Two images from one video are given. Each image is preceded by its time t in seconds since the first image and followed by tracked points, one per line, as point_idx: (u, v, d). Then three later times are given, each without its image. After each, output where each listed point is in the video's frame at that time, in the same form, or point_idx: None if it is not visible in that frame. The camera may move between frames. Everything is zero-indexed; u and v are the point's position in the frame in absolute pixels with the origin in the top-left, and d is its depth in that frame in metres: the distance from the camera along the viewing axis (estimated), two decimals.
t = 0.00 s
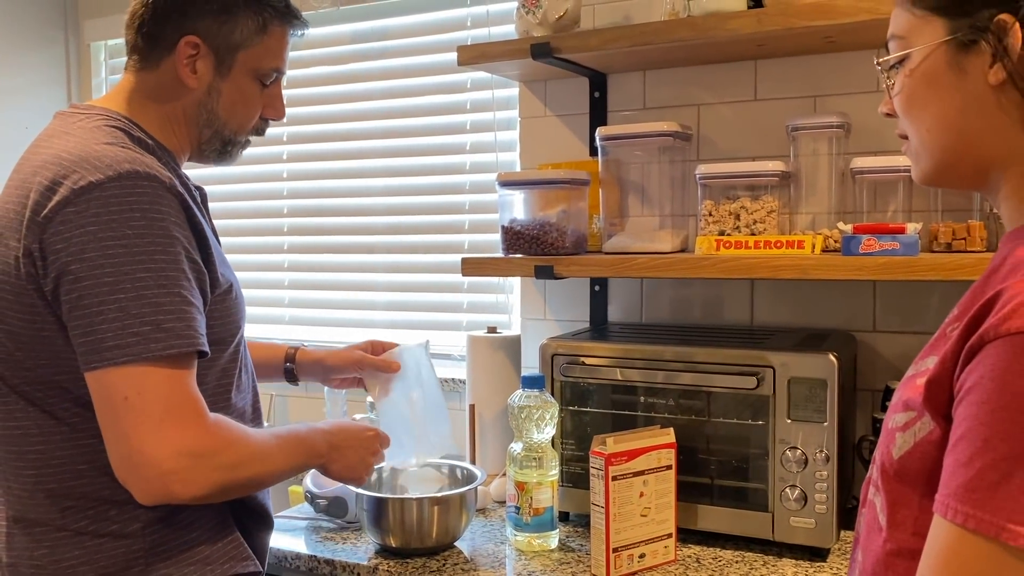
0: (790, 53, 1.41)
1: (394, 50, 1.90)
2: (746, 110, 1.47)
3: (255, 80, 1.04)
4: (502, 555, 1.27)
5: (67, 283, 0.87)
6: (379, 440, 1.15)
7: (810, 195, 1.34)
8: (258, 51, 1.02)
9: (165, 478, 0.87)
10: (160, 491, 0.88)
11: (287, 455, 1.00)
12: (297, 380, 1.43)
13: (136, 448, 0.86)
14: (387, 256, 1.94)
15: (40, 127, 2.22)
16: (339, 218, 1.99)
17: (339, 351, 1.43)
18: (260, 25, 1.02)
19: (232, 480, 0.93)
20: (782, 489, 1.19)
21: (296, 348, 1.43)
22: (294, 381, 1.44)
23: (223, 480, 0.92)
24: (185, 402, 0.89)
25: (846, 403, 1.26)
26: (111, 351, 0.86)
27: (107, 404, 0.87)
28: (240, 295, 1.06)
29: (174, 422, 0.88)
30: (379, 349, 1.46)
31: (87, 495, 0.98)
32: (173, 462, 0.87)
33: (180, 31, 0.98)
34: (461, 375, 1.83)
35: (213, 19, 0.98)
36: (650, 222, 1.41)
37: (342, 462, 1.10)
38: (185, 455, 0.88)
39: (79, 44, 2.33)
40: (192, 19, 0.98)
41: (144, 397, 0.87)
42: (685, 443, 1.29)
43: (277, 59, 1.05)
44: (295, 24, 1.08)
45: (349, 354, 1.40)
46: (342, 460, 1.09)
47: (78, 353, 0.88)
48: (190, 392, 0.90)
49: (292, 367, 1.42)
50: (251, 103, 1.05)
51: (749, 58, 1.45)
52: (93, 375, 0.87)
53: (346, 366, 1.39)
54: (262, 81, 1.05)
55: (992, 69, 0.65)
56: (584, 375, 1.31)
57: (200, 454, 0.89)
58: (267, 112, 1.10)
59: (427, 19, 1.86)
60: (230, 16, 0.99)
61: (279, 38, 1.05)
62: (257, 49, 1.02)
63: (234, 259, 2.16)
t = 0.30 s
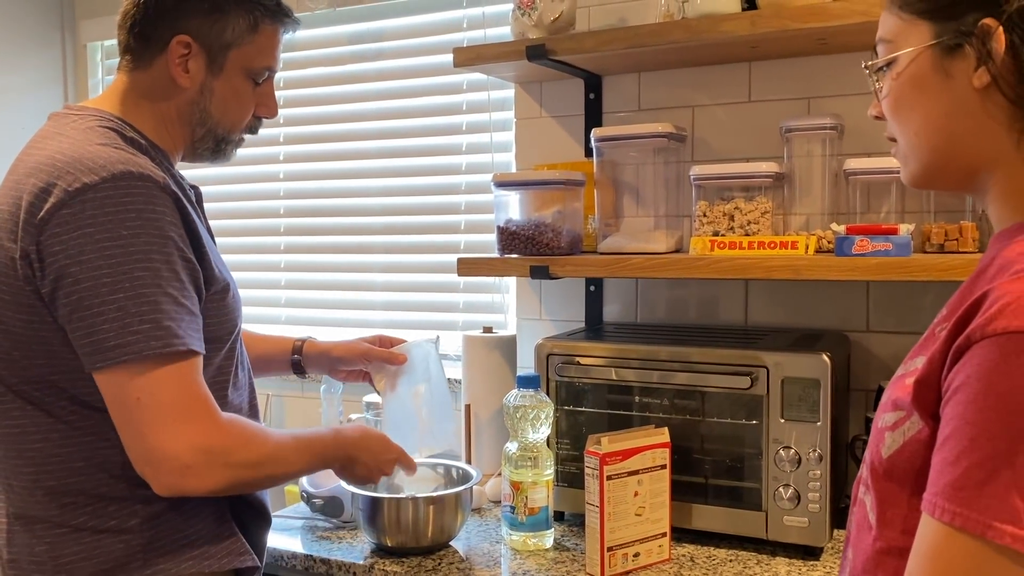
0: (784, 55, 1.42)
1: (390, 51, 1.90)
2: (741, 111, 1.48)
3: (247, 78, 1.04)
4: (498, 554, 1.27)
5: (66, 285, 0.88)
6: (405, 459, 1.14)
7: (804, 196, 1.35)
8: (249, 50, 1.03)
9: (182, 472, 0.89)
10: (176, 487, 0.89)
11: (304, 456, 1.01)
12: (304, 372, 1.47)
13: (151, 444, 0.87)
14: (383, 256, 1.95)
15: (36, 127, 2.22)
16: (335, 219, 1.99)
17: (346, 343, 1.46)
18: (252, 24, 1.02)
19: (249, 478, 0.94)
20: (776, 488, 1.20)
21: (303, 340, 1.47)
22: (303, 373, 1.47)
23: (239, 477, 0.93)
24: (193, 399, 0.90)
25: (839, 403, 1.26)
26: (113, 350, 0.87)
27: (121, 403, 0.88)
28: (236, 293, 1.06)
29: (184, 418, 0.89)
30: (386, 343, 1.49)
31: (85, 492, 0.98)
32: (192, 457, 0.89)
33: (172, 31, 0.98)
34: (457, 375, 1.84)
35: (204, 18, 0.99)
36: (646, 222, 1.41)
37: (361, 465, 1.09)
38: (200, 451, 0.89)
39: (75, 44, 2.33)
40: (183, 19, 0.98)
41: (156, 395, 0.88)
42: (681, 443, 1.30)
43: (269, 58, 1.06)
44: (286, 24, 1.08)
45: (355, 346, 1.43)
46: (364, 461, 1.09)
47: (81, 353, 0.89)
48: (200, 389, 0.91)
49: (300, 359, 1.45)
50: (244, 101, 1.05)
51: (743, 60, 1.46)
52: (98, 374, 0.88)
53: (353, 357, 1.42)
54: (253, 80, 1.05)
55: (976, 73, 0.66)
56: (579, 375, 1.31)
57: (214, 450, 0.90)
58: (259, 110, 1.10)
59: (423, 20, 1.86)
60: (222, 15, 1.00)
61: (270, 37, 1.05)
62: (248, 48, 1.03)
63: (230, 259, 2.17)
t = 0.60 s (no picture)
0: (780, 54, 1.42)
1: (385, 50, 1.90)
2: (737, 111, 1.48)
3: (240, 76, 1.04)
4: (494, 553, 1.27)
5: (60, 283, 0.88)
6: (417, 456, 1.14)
7: (800, 196, 1.35)
8: (241, 47, 1.02)
9: (190, 462, 0.89)
10: (181, 480, 0.90)
11: (310, 453, 1.01)
12: (302, 368, 1.47)
13: (156, 438, 0.88)
14: (379, 255, 1.94)
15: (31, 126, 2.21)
16: (331, 218, 1.99)
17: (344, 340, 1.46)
18: (243, 21, 1.02)
19: (254, 472, 0.95)
20: (771, 487, 1.20)
21: (301, 336, 1.47)
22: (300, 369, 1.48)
23: (245, 471, 0.94)
24: (196, 393, 0.90)
25: (835, 403, 1.26)
26: (108, 347, 0.87)
27: (124, 400, 0.88)
28: (230, 291, 1.06)
29: (188, 411, 0.89)
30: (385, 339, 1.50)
31: (80, 489, 0.98)
32: (196, 448, 0.90)
33: (164, 29, 0.98)
34: (453, 374, 1.83)
35: (196, 15, 0.99)
36: (642, 222, 1.41)
37: (370, 464, 1.08)
38: (206, 442, 0.90)
39: (70, 43, 2.32)
40: (174, 16, 0.98)
41: (161, 391, 0.88)
42: (676, 441, 1.30)
43: (261, 55, 1.05)
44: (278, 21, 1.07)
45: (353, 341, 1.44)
46: (374, 460, 1.08)
47: (75, 351, 0.89)
48: (201, 383, 0.91)
49: (298, 356, 1.45)
50: (237, 99, 1.05)
51: (739, 59, 1.46)
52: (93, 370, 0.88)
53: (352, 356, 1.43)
54: (246, 77, 1.05)
55: (968, 73, 0.66)
56: (575, 374, 1.32)
57: (219, 441, 0.91)
58: (251, 108, 1.10)
59: (419, 19, 1.86)
60: (214, 12, 0.99)
61: (262, 34, 1.05)
62: (240, 45, 1.02)
63: (225, 258, 2.16)
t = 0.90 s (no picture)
0: (777, 52, 1.42)
1: (382, 47, 1.90)
2: (734, 108, 1.48)
3: (237, 69, 1.04)
4: (491, 550, 1.27)
5: (60, 275, 0.88)
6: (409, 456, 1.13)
7: (797, 193, 1.35)
8: (237, 41, 1.02)
9: (184, 457, 0.89)
10: (177, 473, 0.90)
11: (307, 451, 1.01)
12: (297, 355, 1.47)
13: (153, 433, 0.88)
14: (376, 252, 1.94)
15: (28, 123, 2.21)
16: (328, 215, 1.99)
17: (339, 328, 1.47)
18: (239, 16, 1.01)
19: (250, 467, 0.95)
20: (768, 484, 1.20)
21: (294, 324, 1.47)
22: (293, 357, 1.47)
23: (242, 466, 0.94)
24: (193, 387, 0.90)
25: (831, 400, 1.27)
26: (108, 339, 0.87)
27: (122, 393, 0.88)
28: (228, 286, 1.06)
29: (185, 405, 0.89)
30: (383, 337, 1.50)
31: (77, 484, 0.98)
32: (193, 442, 0.89)
33: (160, 24, 0.98)
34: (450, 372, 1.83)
35: (192, 11, 0.98)
36: (640, 220, 1.41)
37: (366, 462, 1.08)
38: (203, 436, 0.90)
39: (67, 40, 2.31)
40: (172, 10, 0.98)
41: (159, 385, 0.88)
42: (672, 439, 1.30)
43: (256, 49, 1.05)
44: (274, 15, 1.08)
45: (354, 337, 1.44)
46: (370, 458, 1.08)
47: (75, 343, 0.89)
48: (198, 377, 0.91)
49: (293, 342, 1.45)
50: (234, 92, 1.05)
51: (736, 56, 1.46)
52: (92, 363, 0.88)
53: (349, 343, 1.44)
54: (242, 71, 1.05)
55: (964, 71, 0.66)
56: (572, 372, 1.32)
57: (217, 435, 0.91)
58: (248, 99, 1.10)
59: (416, 17, 1.86)
60: (209, 7, 0.99)
61: (257, 27, 1.05)
62: (236, 39, 1.02)
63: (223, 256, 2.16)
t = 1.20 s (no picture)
0: (776, 48, 1.42)
1: (380, 42, 1.89)
2: (732, 104, 1.48)
3: (226, 64, 1.03)
4: (488, 547, 1.27)
5: (54, 271, 0.87)
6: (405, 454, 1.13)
7: (795, 189, 1.35)
8: (228, 36, 1.01)
9: (180, 452, 0.89)
10: (173, 468, 0.90)
11: (302, 448, 1.00)
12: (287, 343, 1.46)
13: (150, 428, 0.88)
14: (373, 248, 1.94)
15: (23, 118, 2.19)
16: (326, 211, 1.98)
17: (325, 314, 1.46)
18: (230, 10, 1.01)
19: (246, 463, 0.94)
20: (766, 480, 1.20)
21: (280, 312, 1.45)
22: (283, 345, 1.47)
23: (237, 461, 0.93)
24: (189, 383, 0.90)
25: (830, 397, 1.27)
26: (103, 334, 0.86)
27: (117, 388, 0.88)
28: (221, 282, 1.05)
29: (181, 400, 0.89)
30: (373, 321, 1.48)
31: (72, 481, 0.97)
32: (189, 437, 0.89)
33: (150, 16, 0.98)
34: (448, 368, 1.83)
35: (182, 4, 0.98)
36: (638, 217, 1.41)
37: (362, 460, 1.08)
38: (199, 432, 0.90)
39: (63, 35, 2.30)
40: (161, 4, 0.97)
41: (155, 380, 0.88)
42: (670, 435, 1.29)
43: (248, 45, 1.04)
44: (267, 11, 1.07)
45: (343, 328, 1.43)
46: (366, 456, 1.08)
47: (70, 339, 0.88)
48: (193, 373, 0.91)
49: (282, 333, 1.45)
50: (224, 88, 1.04)
51: (735, 52, 1.46)
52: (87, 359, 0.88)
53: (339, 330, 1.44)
54: (233, 66, 1.04)
55: (963, 67, 0.66)
56: (570, 369, 1.32)
57: (213, 432, 0.91)
58: (238, 98, 1.09)
59: (414, 12, 1.85)
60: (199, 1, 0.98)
61: (248, 24, 1.04)
62: (227, 34, 1.01)
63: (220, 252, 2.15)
